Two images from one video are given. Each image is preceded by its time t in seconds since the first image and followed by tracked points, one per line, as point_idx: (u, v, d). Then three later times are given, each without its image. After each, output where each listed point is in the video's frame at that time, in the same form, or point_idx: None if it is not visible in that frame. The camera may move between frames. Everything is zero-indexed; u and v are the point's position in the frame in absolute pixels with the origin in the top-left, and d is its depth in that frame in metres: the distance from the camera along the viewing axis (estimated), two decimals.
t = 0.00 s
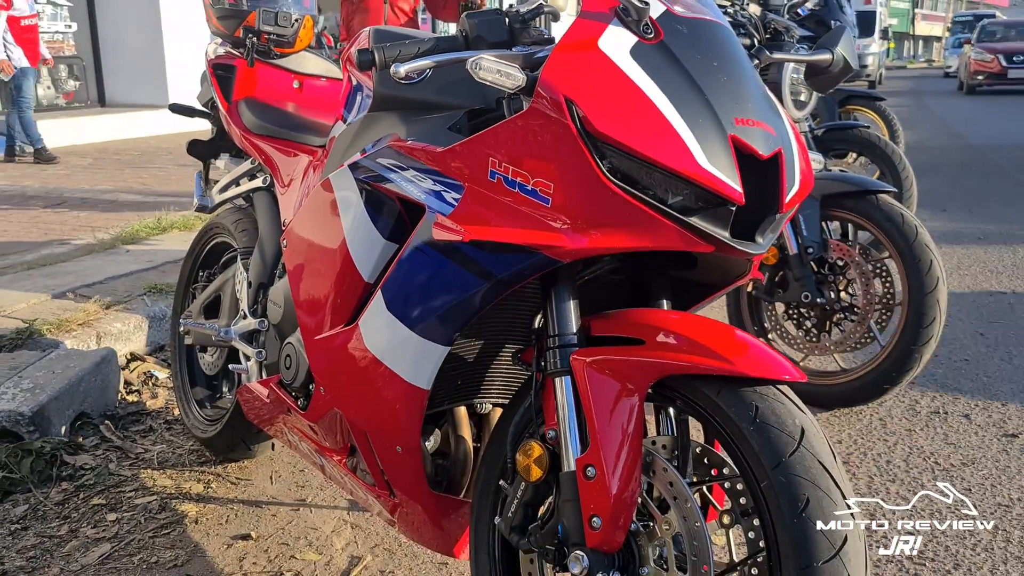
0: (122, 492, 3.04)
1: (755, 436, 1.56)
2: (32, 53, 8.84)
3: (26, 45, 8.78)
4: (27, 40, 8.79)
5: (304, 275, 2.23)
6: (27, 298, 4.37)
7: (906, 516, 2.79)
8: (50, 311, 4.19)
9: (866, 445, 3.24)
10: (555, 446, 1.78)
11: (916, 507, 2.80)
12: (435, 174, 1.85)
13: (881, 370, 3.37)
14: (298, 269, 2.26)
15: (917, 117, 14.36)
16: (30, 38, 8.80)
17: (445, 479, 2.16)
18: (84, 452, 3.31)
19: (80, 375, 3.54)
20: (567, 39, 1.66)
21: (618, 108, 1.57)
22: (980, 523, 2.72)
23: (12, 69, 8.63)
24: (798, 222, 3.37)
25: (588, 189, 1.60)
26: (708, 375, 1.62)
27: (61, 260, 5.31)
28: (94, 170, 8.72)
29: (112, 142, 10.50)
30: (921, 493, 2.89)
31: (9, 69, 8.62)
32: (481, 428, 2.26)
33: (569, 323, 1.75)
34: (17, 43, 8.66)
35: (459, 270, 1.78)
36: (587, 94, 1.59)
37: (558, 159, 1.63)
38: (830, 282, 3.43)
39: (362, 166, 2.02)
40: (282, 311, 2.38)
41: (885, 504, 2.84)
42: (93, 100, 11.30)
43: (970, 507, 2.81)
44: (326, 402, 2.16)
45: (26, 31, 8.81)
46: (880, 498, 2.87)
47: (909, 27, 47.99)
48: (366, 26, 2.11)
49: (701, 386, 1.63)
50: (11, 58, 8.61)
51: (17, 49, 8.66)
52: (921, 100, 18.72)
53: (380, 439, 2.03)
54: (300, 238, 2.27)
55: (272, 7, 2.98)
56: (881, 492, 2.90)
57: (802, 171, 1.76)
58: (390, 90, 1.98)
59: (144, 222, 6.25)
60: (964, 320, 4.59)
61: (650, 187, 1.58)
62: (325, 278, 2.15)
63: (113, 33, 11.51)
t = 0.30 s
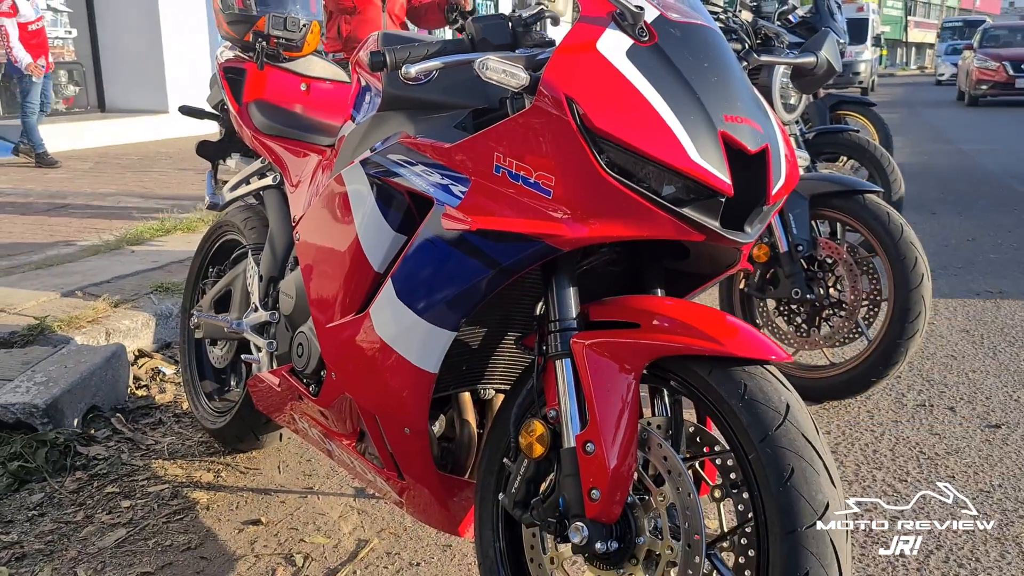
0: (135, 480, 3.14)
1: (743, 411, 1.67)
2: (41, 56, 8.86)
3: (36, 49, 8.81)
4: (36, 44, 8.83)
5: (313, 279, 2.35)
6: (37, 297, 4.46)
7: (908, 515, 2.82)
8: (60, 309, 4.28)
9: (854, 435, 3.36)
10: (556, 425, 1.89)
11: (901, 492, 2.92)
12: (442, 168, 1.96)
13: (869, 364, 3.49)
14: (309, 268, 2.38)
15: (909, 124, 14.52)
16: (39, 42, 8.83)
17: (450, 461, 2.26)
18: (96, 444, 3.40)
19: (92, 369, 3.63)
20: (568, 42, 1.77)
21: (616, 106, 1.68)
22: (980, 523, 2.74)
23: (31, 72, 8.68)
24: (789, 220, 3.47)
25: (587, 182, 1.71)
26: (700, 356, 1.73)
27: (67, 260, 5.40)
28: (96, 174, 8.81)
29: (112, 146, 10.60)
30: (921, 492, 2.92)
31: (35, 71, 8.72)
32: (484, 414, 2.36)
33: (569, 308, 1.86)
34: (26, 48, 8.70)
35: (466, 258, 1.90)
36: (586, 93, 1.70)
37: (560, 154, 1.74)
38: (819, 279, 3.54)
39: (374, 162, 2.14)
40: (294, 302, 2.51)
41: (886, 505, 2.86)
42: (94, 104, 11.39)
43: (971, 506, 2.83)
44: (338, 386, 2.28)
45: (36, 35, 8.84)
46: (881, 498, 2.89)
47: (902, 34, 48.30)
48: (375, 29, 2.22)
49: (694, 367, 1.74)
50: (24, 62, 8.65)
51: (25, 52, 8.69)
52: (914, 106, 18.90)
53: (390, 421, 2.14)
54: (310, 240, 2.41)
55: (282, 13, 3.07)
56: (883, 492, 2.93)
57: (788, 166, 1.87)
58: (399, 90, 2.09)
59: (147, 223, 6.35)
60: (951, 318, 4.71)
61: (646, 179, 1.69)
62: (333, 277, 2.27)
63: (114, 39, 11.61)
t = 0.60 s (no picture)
0: (145, 475, 3.22)
1: (734, 394, 1.77)
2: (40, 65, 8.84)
3: (35, 57, 8.80)
4: (36, 54, 8.82)
5: (322, 284, 2.46)
6: (43, 299, 4.55)
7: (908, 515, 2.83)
8: (66, 311, 4.35)
9: (843, 429, 3.46)
10: (557, 411, 1.98)
11: (889, 482, 3.03)
12: (448, 166, 2.07)
13: (858, 361, 3.59)
14: (320, 269, 2.49)
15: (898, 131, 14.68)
16: (36, 51, 8.80)
17: (455, 449, 2.35)
18: (105, 441, 3.48)
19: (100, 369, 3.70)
20: (567, 48, 1.88)
21: (613, 107, 1.79)
22: (979, 522, 2.77)
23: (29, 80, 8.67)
24: (780, 222, 3.54)
25: (586, 179, 1.81)
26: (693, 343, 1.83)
27: (70, 265, 5.48)
28: (95, 181, 8.87)
29: (109, 154, 10.66)
30: (921, 493, 2.95)
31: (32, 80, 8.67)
32: (487, 406, 2.46)
33: (569, 300, 1.96)
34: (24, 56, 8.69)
35: (471, 252, 2.00)
36: (585, 94, 1.80)
37: (560, 152, 1.84)
38: (809, 278, 3.65)
39: (382, 161, 2.23)
40: (303, 298, 2.64)
41: (886, 505, 2.89)
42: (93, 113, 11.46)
43: (971, 507, 2.85)
44: (347, 377, 2.38)
45: (36, 44, 8.84)
46: (881, 497, 2.93)
47: (893, 42, 48.67)
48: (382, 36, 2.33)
49: (688, 354, 1.84)
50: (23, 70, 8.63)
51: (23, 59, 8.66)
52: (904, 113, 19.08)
53: (397, 410, 2.23)
54: (320, 240, 2.51)
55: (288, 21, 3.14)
56: (884, 493, 2.96)
57: (776, 164, 1.98)
58: (404, 94, 2.18)
59: (148, 229, 6.42)
60: (938, 318, 4.83)
61: (642, 176, 1.79)
62: (343, 277, 2.38)
63: (112, 48, 11.70)
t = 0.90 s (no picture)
0: (149, 468, 3.27)
1: (727, 376, 1.84)
2: (37, 71, 8.80)
3: (31, 63, 8.76)
4: (34, 60, 8.79)
5: (325, 279, 2.53)
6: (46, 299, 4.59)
7: (907, 514, 2.81)
8: (68, 311, 4.40)
9: (836, 421, 3.53)
10: (555, 396, 2.05)
11: (881, 470, 3.09)
12: (448, 158, 2.13)
13: (850, 353, 3.66)
14: (324, 263, 2.55)
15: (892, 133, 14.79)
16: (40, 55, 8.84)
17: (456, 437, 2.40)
18: (109, 436, 3.53)
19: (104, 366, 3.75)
20: (564, 43, 1.94)
21: (608, 99, 1.85)
22: (980, 522, 2.74)
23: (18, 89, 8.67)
24: (772, 218, 3.60)
25: (582, 168, 1.88)
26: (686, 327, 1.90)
27: (70, 267, 5.52)
28: (93, 185, 8.91)
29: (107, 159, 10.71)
30: (921, 492, 2.93)
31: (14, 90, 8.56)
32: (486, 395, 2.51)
33: (566, 287, 2.03)
34: (22, 63, 8.70)
35: (471, 241, 2.06)
36: (581, 87, 1.87)
37: (557, 143, 1.91)
38: (801, 273, 3.71)
39: (384, 154, 2.30)
40: (307, 291, 2.71)
41: (886, 505, 2.86)
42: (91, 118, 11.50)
43: (972, 506, 2.83)
44: (350, 367, 2.44)
45: (35, 50, 8.80)
46: (881, 498, 2.90)
47: (887, 47, 48.86)
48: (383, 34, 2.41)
49: (681, 338, 1.91)
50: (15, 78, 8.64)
51: (20, 66, 8.68)
52: (898, 116, 19.19)
53: (398, 397, 2.29)
54: (323, 235, 2.58)
55: (289, 22, 3.31)
56: (885, 493, 2.94)
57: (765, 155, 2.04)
58: (405, 89, 2.25)
59: (147, 231, 6.47)
60: (929, 314, 4.90)
61: (636, 166, 1.86)
62: (345, 270, 2.45)
63: (110, 53, 11.76)
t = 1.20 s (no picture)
0: (149, 465, 3.30)
1: (718, 366, 1.88)
2: (47, 76, 8.80)
3: (41, 68, 8.78)
4: (45, 65, 8.79)
5: (324, 276, 2.57)
6: (45, 299, 4.62)
7: (907, 515, 2.80)
8: (67, 310, 4.42)
9: (828, 417, 3.56)
10: (550, 387, 2.09)
11: (873, 464, 3.13)
12: (444, 154, 2.17)
13: (842, 350, 3.69)
14: (322, 258, 2.59)
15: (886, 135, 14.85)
16: (52, 59, 8.82)
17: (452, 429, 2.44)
18: (109, 433, 3.55)
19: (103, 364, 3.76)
20: (557, 41, 1.98)
21: (601, 96, 1.89)
22: (980, 522, 2.73)
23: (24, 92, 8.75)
24: (764, 216, 3.65)
25: (576, 164, 1.92)
26: (678, 318, 1.94)
27: (70, 267, 5.55)
28: (90, 187, 8.92)
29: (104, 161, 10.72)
30: (921, 492, 2.92)
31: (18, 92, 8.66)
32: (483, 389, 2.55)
33: (560, 281, 2.07)
34: (33, 67, 8.77)
35: (467, 236, 2.10)
36: (574, 84, 1.91)
37: (551, 139, 1.95)
38: (793, 271, 3.74)
39: (382, 152, 2.34)
40: (306, 287, 2.77)
41: (885, 504, 2.85)
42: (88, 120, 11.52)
43: (971, 506, 2.82)
44: (348, 361, 2.48)
45: (46, 54, 8.79)
46: (880, 497, 2.89)
47: (882, 50, 49.01)
48: (381, 35, 2.46)
49: (674, 329, 1.95)
50: (22, 82, 8.74)
51: (31, 69, 8.78)
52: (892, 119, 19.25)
53: (396, 390, 2.33)
54: (321, 231, 2.62)
55: (287, 24, 3.31)
56: (883, 492, 2.93)
57: (755, 152, 2.09)
58: (402, 88, 2.29)
59: (144, 232, 6.49)
60: (921, 312, 4.94)
61: (628, 161, 1.90)
62: (343, 266, 2.49)
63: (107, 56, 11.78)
